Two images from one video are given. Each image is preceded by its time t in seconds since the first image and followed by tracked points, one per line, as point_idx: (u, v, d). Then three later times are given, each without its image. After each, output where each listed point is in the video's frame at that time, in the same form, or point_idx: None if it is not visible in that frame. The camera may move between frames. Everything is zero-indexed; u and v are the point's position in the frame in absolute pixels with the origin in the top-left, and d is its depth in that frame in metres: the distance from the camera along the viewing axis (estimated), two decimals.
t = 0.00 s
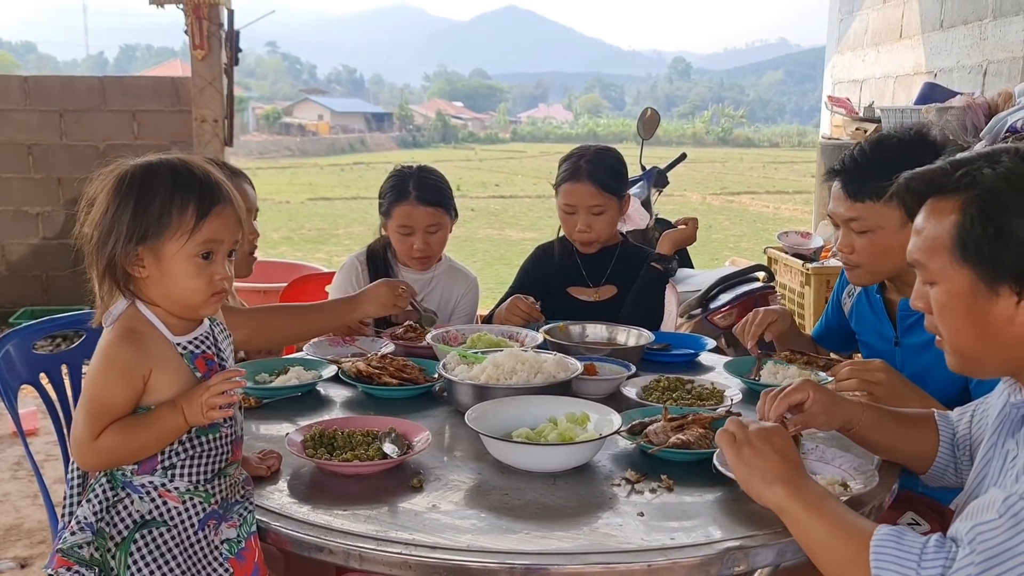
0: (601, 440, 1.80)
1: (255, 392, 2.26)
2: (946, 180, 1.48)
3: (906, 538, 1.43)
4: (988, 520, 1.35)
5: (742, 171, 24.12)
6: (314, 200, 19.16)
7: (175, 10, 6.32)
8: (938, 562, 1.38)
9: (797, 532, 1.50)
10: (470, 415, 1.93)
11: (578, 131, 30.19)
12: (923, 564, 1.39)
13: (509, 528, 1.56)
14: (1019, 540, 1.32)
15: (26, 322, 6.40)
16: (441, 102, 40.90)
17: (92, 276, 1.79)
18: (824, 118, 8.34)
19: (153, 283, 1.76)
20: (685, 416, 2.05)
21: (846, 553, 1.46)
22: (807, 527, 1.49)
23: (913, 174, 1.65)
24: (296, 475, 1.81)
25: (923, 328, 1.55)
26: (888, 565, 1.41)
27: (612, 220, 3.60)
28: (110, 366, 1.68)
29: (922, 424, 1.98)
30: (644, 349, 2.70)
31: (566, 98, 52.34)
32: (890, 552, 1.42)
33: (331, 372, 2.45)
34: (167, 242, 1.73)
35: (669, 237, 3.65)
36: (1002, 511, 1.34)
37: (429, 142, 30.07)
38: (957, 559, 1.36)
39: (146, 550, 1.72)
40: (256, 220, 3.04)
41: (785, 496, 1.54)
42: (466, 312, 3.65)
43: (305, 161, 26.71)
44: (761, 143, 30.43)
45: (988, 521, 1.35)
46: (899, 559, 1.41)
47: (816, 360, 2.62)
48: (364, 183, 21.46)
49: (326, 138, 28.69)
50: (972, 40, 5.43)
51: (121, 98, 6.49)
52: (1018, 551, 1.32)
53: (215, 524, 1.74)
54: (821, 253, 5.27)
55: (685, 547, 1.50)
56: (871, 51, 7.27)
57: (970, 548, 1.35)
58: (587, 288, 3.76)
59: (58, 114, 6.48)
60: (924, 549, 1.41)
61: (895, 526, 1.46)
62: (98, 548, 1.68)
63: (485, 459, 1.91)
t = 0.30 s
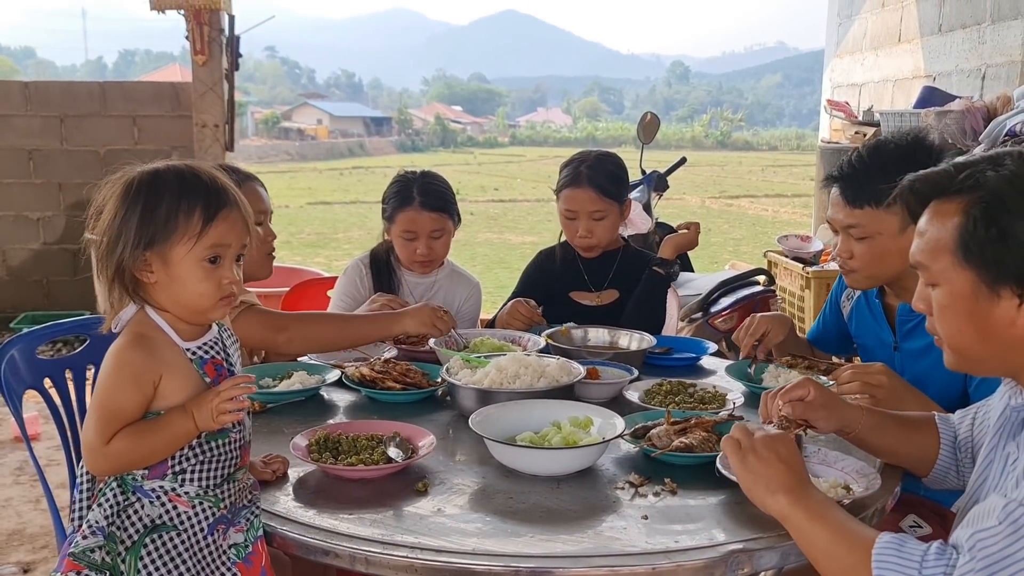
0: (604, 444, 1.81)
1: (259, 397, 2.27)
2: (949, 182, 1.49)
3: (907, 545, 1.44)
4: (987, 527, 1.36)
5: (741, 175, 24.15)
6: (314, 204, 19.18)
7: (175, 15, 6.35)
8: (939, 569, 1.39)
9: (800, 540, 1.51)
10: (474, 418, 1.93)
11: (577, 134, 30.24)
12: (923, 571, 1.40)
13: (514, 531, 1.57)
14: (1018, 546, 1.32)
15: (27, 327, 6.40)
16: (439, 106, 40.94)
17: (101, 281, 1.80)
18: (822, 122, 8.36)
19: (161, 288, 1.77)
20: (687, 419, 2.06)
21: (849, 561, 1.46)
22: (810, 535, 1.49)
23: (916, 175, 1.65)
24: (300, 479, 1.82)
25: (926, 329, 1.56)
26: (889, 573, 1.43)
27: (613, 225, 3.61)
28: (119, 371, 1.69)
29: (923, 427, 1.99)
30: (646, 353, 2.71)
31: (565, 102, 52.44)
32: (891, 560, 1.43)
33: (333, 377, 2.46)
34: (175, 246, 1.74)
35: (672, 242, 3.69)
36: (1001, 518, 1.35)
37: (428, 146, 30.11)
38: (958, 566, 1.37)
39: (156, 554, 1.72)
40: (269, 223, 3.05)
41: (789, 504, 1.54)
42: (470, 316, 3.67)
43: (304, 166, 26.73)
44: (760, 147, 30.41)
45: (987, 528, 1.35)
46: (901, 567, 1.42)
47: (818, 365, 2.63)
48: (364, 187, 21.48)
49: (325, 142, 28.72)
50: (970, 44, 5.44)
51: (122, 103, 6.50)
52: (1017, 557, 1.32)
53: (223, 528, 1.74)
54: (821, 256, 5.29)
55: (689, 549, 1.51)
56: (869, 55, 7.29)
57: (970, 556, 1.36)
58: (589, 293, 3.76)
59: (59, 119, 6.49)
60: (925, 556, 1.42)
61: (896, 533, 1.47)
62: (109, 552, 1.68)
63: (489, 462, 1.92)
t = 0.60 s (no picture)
0: (605, 444, 1.82)
1: (261, 398, 2.27)
2: (950, 183, 1.49)
3: (902, 544, 1.45)
4: (983, 525, 1.36)
5: (740, 176, 24.18)
6: (313, 206, 19.19)
7: (174, 17, 6.37)
8: (934, 567, 1.40)
9: (795, 539, 1.51)
10: (475, 419, 1.94)
11: (575, 136, 30.27)
12: (919, 569, 1.40)
13: (516, 531, 1.58)
14: (1014, 544, 1.33)
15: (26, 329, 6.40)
16: (438, 108, 40.93)
17: (105, 282, 1.80)
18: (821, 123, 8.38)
19: (165, 288, 1.78)
20: (688, 420, 2.07)
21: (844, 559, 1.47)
22: (805, 534, 1.50)
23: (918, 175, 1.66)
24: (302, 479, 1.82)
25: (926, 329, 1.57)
26: (885, 572, 1.43)
27: (612, 223, 3.62)
28: (124, 372, 1.70)
29: (923, 428, 1.99)
30: (646, 354, 2.72)
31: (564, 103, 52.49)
32: (887, 558, 1.43)
33: (335, 378, 2.46)
34: (179, 247, 1.75)
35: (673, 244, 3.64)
36: (998, 516, 1.36)
37: (427, 148, 30.13)
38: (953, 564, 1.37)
39: (160, 554, 1.73)
40: (275, 226, 3.06)
41: (783, 504, 1.55)
42: (471, 318, 3.68)
43: (302, 167, 26.73)
44: (759, 148, 30.37)
45: (984, 526, 1.36)
46: (897, 565, 1.42)
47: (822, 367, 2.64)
48: (363, 189, 21.48)
49: (324, 144, 28.71)
50: (968, 45, 5.46)
51: (122, 105, 6.51)
52: (1012, 554, 1.33)
53: (227, 529, 1.75)
54: (821, 257, 5.30)
55: (691, 549, 1.51)
56: (868, 56, 7.31)
57: (965, 553, 1.36)
58: (590, 295, 3.72)
59: (59, 121, 6.50)
60: (921, 554, 1.42)
61: (891, 532, 1.48)
62: (114, 552, 1.68)
63: (490, 462, 1.93)
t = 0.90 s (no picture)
0: (600, 444, 1.81)
1: (258, 398, 2.27)
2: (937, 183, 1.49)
3: (892, 537, 1.43)
4: (970, 519, 1.35)
5: (739, 177, 24.20)
6: (312, 208, 19.18)
7: (172, 18, 6.38)
8: (923, 561, 1.38)
9: (791, 533, 1.52)
10: (471, 419, 1.94)
11: (574, 137, 30.28)
12: (907, 563, 1.39)
13: (511, 531, 1.57)
14: (1001, 538, 1.31)
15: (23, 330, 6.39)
16: (437, 110, 40.91)
17: (101, 281, 1.80)
18: (819, 125, 8.39)
19: (161, 288, 1.78)
20: (684, 420, 2.07)
21: (837, 554, 1.47)
22: (799, 527, 1.50)
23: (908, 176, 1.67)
24: (299, 479, 1.82)
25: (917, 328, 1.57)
26: (874, 566, 1.42)
27: (606, 221, 3.62)
28: (120, 371, 1.70)
29: (920, 430, 1.99)
30: (643, 354, 2.72)
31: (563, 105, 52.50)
32: (877, 552, 1.42)
33: (331, 379, 2.46)
34: (175, 246, 1.75)
35: (670, 243, 3.69)
36: (983, 509, 1.34)
37: (426, 149, 30.13)
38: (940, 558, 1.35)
39: (153, 553, 1.73)
40: (269, 227, 3.05)
41: (779, 498, 1.55)
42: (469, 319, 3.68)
43: (301, 168, 26.71)
44: (758, 149, 30.31)
45: (970, 519, 1.35)
46: (885, 559, 1.41)
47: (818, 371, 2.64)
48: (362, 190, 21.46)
49: (322, 145, 28.70)
50: (966, 46, 5.46)
51: (120, 107, 6.51)
52: (998, 548, 1.32)
53: (221, 528, 1.76)
54: (819, 258, 5.30)
55: (686, 548, 1.51)
56: (866, 57, 7.32)
57: (953, 547, 1.35)
58: (588, 295, 3.76)
59: (57, 122, 6.50)
60: (909, 547, 1.41)
61: (881, 525, 1.47)
62: (107, 551, 1.69)
63: (486, 463, 1.93)
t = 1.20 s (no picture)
0: (593, 444, 1.82)
1: (252, 399, 2.27)
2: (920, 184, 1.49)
3: (879, 531, 1.43)
4: (955, 514, 1.34)
5: (737, 179, 24.21)
6: (310, 209, 19.17)
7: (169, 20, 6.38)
8: (907, 555, 1.37)
9: (784, 523, 1.53)
10: (464, 420, 1.93)
11: (573, 139, 30.26)
12: (892, 556, 1.38)
13: (502, 531, 1.57)
14: (985, 534, 1.31)
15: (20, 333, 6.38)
16: (436, 111, 40.91)
17: (91, 281, 1.81)
18: (817, 126, 8.39)
19: (151, 288, 1.78)
20: (677, 420, 2.08)
21: (827, 547, 1.47)
22: (793, 519, 1.51)
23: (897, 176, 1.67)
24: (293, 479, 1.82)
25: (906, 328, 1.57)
26: (859, 559, 1.41)
27: (602, 221, 3.63)
28: (110, 371, 1.70)
29: (914, 428, 2.00)
30: (638, 355, 2.72)
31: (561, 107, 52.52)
32: (862, 545, 1.42)
33: (325, 379, 2.46)
34: (164, 245, 1.75)
35: (668, 245, 3.66)
36: (967, 505, 1.34)
37: (425, 151, 30.12)
38: (924, 552, 1.35)
39: (144, 553, 1.73)
40: (262, 227, 3.06)
41: (776, 487, 1.56)
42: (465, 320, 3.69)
43: (300, 170, 26.69)
44: (757, 152, 30.06)
45: (954, 515, 1.34)
46: (871, 551, 1.41)
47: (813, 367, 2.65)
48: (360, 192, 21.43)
49: (321, 147, 28.67)
50: (963, 47, 5.47)
51: (118, 108, 6.51)
52: (981, 544, 1.31)
53: (211, 528, 1.76)
54: (816, 260, 5.30)
55: (678, 548, 1.51)
56: (863, 59, 7.32)
57: (937, 541, 1.34)
58: (586, 296, 3.75)
59: (54, 124, 6.50)
60: (896, 542, 1.40)
61: (869, 520, 1.46)
62: (97, 552, 1.68)
63: (480, 463, 1.93)
